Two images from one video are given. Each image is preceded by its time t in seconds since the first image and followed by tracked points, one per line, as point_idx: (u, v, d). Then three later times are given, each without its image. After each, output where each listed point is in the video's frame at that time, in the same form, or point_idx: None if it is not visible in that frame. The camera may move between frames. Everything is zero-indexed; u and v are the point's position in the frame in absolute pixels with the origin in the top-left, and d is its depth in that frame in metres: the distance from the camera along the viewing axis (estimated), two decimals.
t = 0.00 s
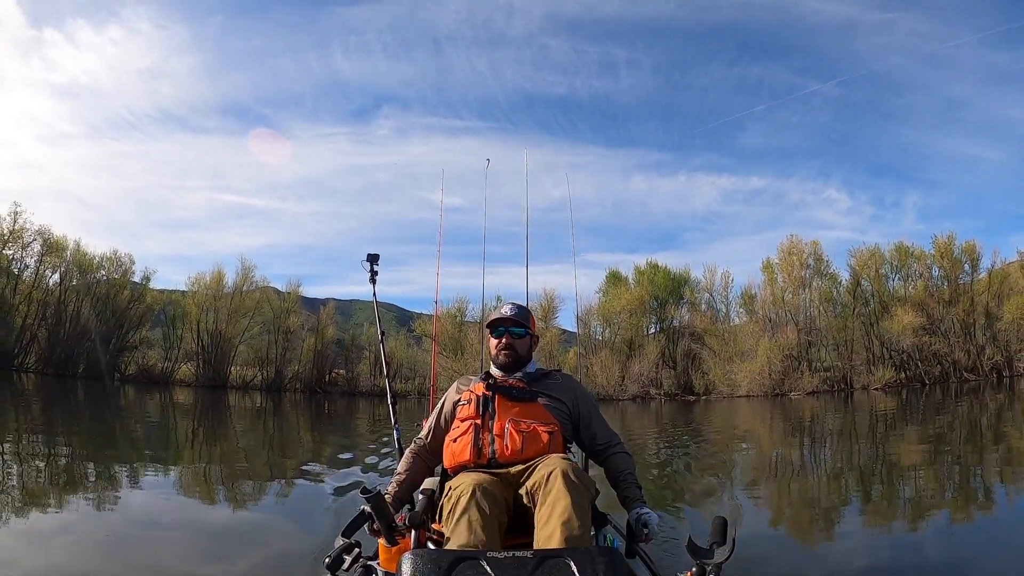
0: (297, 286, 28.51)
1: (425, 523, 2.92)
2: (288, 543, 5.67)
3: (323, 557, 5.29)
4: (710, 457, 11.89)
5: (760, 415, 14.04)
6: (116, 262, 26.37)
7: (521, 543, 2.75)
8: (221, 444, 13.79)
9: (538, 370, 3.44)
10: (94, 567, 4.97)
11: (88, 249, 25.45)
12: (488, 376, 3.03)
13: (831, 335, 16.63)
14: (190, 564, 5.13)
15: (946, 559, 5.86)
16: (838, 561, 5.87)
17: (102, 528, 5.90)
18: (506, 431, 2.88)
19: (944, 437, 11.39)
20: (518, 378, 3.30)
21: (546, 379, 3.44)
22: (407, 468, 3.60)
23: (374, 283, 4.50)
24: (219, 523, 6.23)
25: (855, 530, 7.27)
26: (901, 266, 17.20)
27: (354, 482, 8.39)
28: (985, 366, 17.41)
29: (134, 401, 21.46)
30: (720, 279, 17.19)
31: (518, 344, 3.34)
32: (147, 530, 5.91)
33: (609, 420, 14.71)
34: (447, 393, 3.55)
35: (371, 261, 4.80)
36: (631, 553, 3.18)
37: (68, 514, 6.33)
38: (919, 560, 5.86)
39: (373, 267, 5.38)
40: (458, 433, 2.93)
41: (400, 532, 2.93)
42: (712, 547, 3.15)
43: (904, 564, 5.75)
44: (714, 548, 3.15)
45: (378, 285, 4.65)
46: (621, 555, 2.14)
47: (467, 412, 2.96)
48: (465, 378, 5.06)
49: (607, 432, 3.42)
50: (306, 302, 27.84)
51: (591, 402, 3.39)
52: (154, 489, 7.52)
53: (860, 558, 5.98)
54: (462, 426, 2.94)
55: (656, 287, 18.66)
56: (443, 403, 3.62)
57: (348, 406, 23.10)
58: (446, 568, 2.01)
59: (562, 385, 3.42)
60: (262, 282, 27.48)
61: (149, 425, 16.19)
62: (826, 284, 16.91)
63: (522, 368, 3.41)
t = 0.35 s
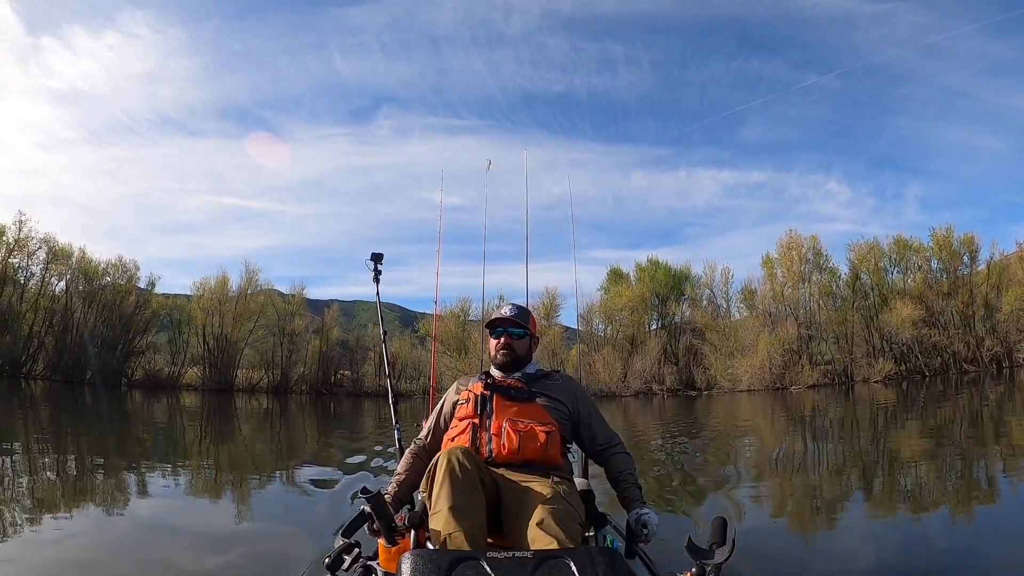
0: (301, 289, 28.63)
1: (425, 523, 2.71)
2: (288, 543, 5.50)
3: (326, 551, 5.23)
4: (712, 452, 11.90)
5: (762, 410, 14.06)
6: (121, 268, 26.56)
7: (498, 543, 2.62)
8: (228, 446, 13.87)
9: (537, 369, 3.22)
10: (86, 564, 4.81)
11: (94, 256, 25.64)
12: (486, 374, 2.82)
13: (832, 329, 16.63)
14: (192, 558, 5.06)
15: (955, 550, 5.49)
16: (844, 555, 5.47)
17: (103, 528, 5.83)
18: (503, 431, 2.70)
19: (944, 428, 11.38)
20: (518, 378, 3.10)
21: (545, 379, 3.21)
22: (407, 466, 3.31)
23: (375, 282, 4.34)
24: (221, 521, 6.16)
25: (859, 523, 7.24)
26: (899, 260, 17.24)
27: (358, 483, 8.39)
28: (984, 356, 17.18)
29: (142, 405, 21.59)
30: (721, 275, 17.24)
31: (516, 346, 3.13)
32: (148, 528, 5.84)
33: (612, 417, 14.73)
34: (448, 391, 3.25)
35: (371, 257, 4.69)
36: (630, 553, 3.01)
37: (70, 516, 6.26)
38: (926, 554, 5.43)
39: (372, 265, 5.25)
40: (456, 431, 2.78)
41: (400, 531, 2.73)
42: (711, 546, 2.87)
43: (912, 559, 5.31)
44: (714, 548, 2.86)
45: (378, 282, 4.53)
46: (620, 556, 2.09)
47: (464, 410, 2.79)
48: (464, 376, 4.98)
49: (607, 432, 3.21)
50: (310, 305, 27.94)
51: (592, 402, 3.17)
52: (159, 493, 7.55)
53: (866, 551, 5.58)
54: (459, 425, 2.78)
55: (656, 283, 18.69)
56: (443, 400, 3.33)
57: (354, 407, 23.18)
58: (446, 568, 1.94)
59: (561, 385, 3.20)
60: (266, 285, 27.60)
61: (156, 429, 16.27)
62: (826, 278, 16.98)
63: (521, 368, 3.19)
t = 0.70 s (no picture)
0: (305, 286, 28.77)
1: (425, 524, 2.80)
2: (288, 543, 5.57)
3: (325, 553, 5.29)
4: (710, 456, 12.00)
5: (760, 416, 14.15)
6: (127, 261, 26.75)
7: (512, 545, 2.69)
8: (231, 440, 13.99)
9: (539, 369, 3.30)
10: (93, 564, 4.88)
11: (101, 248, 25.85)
12: (491, 374, 2.90)
13: (831, 337, 16.71)
14: (193, 560, 5.09)
15: (952, 559, 5.61)
16: (841, 560, 5.59)
17: (103, 526, 5.86)
18: (508, 431, 2.75)
19: (941, 439, 11.46)
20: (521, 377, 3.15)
21: (548, 378, 3.30)
22: (407, 467, 3.40)
23: (373, 282, 4.40)
24: (219, 521, 6.20)
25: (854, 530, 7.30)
26: (900, 269, 17.23)
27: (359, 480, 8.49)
28: (981, 368, 17.53)
29: (146, 398, 21.75)
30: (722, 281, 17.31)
31: (515, 346, 3.17)
32: (147, 528, 5.88)
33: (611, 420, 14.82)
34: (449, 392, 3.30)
35: (374, 258, 4.77)
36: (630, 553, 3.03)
37: (70, 512, 6.29)
38: (924, 561, 5.54)
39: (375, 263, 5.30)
40: (460, 431, 2.81)
41: (400, 531, 2.84)
42: (711, 546, 2.87)
43: (909, 564, 5.45)
44: (713, 548, 2.87)
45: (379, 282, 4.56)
46: (620, 555, 2.12)
47: (469, 410, 2.83)
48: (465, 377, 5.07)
49: (608, 431, 3.26)
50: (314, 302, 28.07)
51: (593, 402, 3.26)
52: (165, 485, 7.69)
53: (864, 557, 5.70)
54: (463, 424, 2.82)
55: (657, 288, 18.77)
56: (444, 402, 3.39)
57: (356, 404, 23.32)
58: (445, 568, 1.98)
59: (563, 384, 3.29)
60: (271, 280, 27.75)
61: (160, 422, 16.41)
62: (826, 286, 17.03)
63: (522, 368, 3.23)
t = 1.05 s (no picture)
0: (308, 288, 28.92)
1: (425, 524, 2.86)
2: (293, 542, 5.62)
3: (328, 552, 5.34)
4: (709, 457, 12.05)
5: (759, 417, 14.21)
6: (132, 263, 27.00)
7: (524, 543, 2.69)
8: (235, 441, 14.09)
9: (538, 369, 3.37)
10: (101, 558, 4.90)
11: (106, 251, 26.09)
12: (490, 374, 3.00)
13: (830, 339, 16.78)
14: (197, 557, 5.12)
15: (954, 559, 5.60)
16: (843, 561, 5.58)
17: (106, 521, 5.88)
18: (507, 429, 2.85)
19: (939, 440, 11.52)
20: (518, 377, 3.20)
21: (547, 379, 3.36)
22: (407, 467, 3.47)
23: (374, 284, 4.47)
24: (222, 519, 6.24)
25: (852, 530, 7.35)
26: (898, 271, 17.30)
27: (361, 481, 8.57)
28: (980, 370, 17.53)
29: (151, 399, 21.89)
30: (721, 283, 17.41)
31: (513, 348, 3.24)
32: (150, 523, 5.91)
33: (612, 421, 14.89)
34: (447, 394, 3.38)
35: (372, 259, 4.83)
36: (630, 553, 3.05)
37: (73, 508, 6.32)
38: (921, 560, 5.56)
39: (374, 267, 5.32)
40: (459, 430, 2.93)
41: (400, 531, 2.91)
42: (711, 547, 2.93)
43: (911, 565, 5.43)
44: (714, 548, 2.93)
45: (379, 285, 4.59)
46: (622, 556, 2.09)
47: (468, 409, 2.94)
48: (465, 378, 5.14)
49: (608, 431, 3.30)
50: (317, 304, 28.20)
51: (592, 401, 3.31)
52: (170, 486, 7.79)
53: (865, 558, 5.69)
54: (462, 423, 2.93)
55: (658, 290, 18.88)
56: (443, 403, 3.48)
57: (359, 406, 23.43)
58: (446, 569, 1.98)
59: (563, 384, 3.35)
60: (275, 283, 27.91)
61: (165, 423, 16.52)
62: (825, 288, 17.11)
63: (521, 368, 3.31)
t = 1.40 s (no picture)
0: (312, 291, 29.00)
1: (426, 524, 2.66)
2: (293, 545, 5.62)
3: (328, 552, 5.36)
4: (712, 452, 12.06)
5: (759, 411, 14.21)
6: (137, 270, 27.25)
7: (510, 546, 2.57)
8: (241, 446, 14.14)
9: (536, 368, 3.07)
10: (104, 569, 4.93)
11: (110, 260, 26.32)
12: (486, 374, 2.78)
13: (830, 332, 16.78)
14: (197, 564, 5.14)
15: (965, 550, 5.42)
16: (851, 553, 5.42)
17: (109, 531, 5.91)
18: (504, 430, 2.64)
19: (940, 430, 11.48)
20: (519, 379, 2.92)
21: (545, 379, 3.07)
22: (408, 466, 3.19)
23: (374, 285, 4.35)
24: (224, 524, 6.27)
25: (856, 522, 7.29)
26: (897, 264, 17.30)
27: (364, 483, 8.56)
28: (980, 360, 17.46)
29: (158, 405, 21.97)
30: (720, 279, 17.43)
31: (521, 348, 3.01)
32: (151, 532, 5.94)
33: (615, 418, 14.89)
34: (448, 393, 3.18)
35: (374, 261, 4.74)
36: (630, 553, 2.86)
37: (77, 518, 6.36)
38: (932, 552, 5.38)
39: (372, 262, 5.19)
40: (455, 432, 2.71)
41: (400, 532, 2.66)
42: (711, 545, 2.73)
43: (921, 556, 5.26)
44: (714, 546, 2.72)
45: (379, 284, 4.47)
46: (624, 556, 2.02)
47: (465, 410, 2.72)
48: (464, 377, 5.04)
49: (607, 430, 3.05)
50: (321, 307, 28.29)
51: (592, 402, 3.04)
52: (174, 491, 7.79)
53: (874, 549, 5.52)
54: (460, 425, 2.71)
55: (659, 286, 18.95)
56: (443, 402, 3.26)
57: (365, 407, 23.47)
58: (446, 568, 1.88)
59: (562, 384, 3.06)
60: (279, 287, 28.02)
61: (171, 429, 16.57)
62: (824, 282, 17.13)
63: (522, 368, 3.05)
